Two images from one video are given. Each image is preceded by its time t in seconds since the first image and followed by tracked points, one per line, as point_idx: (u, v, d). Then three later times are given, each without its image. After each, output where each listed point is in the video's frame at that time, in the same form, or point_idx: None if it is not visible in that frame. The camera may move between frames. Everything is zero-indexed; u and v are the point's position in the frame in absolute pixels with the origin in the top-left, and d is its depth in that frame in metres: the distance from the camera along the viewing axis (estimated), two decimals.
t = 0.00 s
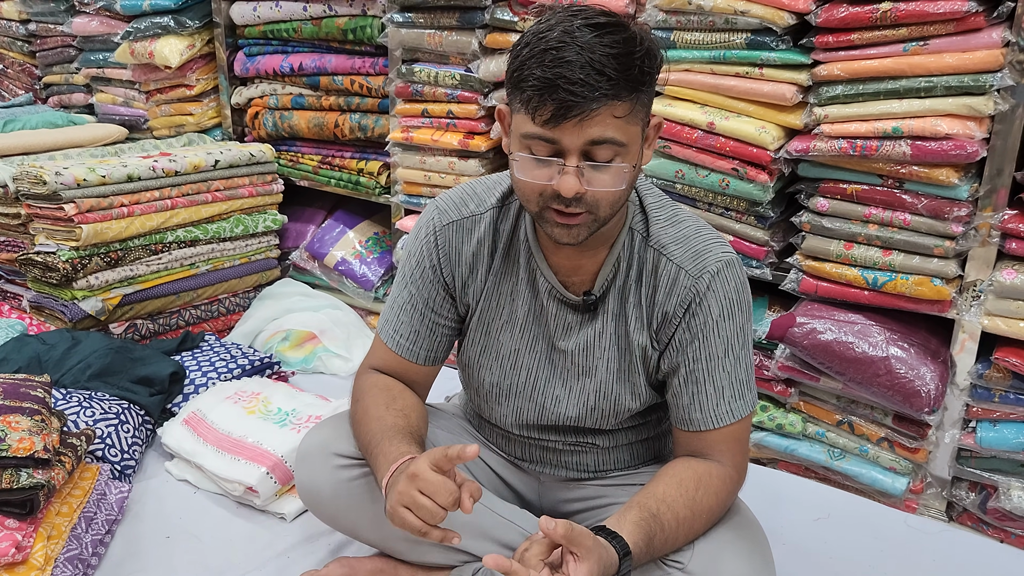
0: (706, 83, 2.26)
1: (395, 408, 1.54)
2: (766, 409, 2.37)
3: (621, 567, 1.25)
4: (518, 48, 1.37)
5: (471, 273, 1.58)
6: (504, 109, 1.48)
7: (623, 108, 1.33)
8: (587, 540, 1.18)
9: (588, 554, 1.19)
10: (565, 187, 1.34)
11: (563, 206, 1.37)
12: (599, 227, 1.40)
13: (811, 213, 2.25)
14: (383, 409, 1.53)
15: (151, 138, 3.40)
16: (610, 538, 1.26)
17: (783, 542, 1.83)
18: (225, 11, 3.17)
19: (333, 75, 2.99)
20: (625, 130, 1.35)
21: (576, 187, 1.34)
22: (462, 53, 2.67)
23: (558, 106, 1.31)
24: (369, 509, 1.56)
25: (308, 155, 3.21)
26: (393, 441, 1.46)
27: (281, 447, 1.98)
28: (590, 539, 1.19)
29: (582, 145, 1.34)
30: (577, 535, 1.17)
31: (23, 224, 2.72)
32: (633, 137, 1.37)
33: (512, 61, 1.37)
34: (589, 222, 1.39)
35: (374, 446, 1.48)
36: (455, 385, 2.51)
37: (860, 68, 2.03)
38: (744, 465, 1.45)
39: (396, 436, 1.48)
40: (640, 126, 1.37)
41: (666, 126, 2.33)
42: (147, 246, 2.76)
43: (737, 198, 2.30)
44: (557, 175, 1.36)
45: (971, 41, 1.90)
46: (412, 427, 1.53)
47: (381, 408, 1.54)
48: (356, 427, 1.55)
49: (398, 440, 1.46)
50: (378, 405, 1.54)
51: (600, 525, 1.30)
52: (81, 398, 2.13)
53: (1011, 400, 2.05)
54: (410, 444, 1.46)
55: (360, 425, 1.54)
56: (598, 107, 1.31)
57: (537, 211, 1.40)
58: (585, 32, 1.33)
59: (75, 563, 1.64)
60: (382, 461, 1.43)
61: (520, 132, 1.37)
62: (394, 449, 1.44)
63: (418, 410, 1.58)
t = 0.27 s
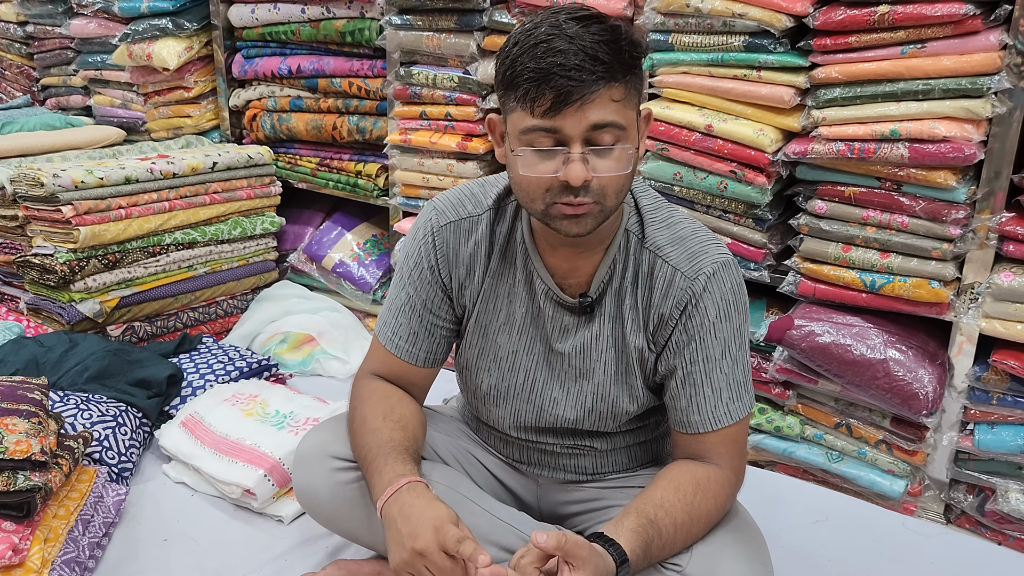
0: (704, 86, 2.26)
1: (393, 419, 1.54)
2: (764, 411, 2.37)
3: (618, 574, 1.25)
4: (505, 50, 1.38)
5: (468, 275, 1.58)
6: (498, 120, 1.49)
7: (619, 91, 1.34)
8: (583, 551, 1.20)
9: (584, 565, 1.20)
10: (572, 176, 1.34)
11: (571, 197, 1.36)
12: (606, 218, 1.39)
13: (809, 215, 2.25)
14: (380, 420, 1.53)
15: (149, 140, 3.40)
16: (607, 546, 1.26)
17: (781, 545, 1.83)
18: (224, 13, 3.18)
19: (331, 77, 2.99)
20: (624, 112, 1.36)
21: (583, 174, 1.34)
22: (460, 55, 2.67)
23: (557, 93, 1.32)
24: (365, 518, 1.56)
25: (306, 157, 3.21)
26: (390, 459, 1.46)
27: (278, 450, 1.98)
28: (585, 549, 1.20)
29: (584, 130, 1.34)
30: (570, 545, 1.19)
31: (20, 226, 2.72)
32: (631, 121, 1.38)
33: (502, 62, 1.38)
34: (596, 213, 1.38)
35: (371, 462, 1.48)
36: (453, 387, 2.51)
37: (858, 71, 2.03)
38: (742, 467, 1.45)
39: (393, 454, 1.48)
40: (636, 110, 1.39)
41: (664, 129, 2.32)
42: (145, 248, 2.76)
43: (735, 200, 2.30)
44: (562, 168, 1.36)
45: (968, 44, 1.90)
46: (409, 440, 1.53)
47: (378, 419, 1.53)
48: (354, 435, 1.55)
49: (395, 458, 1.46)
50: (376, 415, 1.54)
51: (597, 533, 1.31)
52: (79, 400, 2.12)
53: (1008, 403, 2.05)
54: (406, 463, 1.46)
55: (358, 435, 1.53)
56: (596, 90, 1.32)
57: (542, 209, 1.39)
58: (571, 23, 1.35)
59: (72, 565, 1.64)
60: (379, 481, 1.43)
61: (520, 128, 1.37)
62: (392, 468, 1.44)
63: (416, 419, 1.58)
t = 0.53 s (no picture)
0: (702, 87, 2.26)
1: (388, 419, 1.54)
2: (762, 413, 2.37)
3: None
4: (492, 56, 1.40)
5: (463, 277, 1.58)
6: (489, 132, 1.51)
7: (614, 72, 1.38)
8: (581, 553, 1.20)
9: (581, 567, 1.20)
10: (590, 161, 1.34)
11: (590, 182, 1.35)
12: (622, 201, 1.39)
13: (806, 217, 2.25)
14: (376, 421, 1.53)
15: (147, 141, 3.40)
16: (603, 548, 1.26)
17: (779, 547, 1.83)
18: (221, 14, 3.17)
19: (329, 78, 2.99)
20: (623, 92, 1.39)
21: (601, 157, 1.34)
22: (458, 57, 2.67)
23: (562, 80, 1.33)
24: (363, 520, 1.56)
25: (304, 158, 3.21)
26: (386, 459, 1.46)
27: (276, 451, 1.97)
28: (582, 552, 1.20)
29: (591, 113, 1.35)
30: (567, 548, 1.19)
31: (17, 228, 2.71)
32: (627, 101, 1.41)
33: (493, 67, 1.39)
34: (614, 197, 1.37)
35: (367, 462, 1.48)
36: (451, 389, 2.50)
37: (855, 73, 2.03)
38: (738, 468, 1.45)
39: (388, 454, 1.47)
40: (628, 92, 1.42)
41: (662, 130, 2.34)
42: (142, 250, 2.75)
43: (733, 202, 2.30)
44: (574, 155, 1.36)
45: (966, 46, 1.90)
46: (405, 440, 1.52)
47: (374, 419, 1.53)
48: (350, 437, 1.55)
49: (391, 458, 1.46)
50: (372, 415, 1.54)
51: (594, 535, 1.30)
52: (76, 401, 2.12)
53: (1006, 405, 2.05)
54: (402, 463, 1.46)
55: (354, 436, 1.53)
56: (597, 72, 1.35)
57: (559, 204, 1.38)
58: (553, 19, 1.38)
59: (69, 567, 1.63)
60: (375, 482, 1.43)
61: (528, 124, 1.38)
62: (387, 469, 1.44)
63: (412, 419, 1.58)
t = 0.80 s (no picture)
0: (699, 92, 2.27)
1: (386, 423, 1.53)
2: (759, 417, 2.37)
3: None
4: (491, 61, 1.40)
5: (460, 281, 1.58)
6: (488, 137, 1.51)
7: (613, 77, 1.38)
8: (579, 558, 1.21)
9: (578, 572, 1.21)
10: (590, 166, 1.34)
11: (589, 189, 1.36)
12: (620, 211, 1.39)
13: (803, 222, 2.25)
14: (373, 424, 1.53)
15: (144, 145, 3.40)
16: (600, 552, 1.26)
17: (776, 551, 1.83)
18: (219, 18, 3.18)
19: (327, 82, 3.00)
20: (622, 98, 1.39)
21: (600, 163, 1.34)
22: (456, 61, 2.67)
23: (561, 85, 1.34)
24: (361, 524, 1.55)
25: (302, 162, 3.21)
26: (383, 463, 1.46)
27: (273, 455, 1.97)
28: (579, 556, 1.21)
29: (591, 118, 1.35)
30: (565, 552, 1.19)
31: (14, 231, 2.71)
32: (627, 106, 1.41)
33: (494, 72, 1.39)
34: (612, 205, 1.38)
35: (363, 466, 1.48)
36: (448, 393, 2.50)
37: (852, 78, 2.04)
38: (736, 473, 1.45)
39: (385, 458, 1.47)
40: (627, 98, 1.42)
41: (659, 135, 2.35)
42: (139, 253, 2.75)
43: (730, 207, 2.31)
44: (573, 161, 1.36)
45: (962, 51, 1.91)
46: (402, 444, 1.52)
47: (371, 423, 1.53)
48: (348, 440, 1.55)
49: (388, 462, 1.46)
50: (369, 419, 1.53)
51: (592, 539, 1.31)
52: (72, 405, 2.11)
53: (1002, 409, 2.05)
54: (399, 467, 1.46)
55: (352, 440, 1.53)
56: (596, 78, 1.35)
57: (559, 210, 1.38)
58: (553, 24, 1.38)
59: (65, 572, 1.63)
60: (373, 485, 1.43)
61: (528, 128, 1.38)
62: (385, 473, 1.44)
63: (410, 423, 1.58)
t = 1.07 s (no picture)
0: (694, 97, 2.28)
1: (372, 419, 1.53)
2: (753, 421, 2.37)
3: None
4: (486, 62, 1.41)
5: (457, 286, 1.58)
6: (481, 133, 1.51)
7: (602, 96, 1.36)
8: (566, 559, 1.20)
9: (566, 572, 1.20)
10: (556, 183, 1.35)
11: (556, 204, 1.37)
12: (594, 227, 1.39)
13: (798, 226, 2.26)
14: (359, 420, 1.53)
15: (139, 148, 3.39)
16: (590, 551, 1.26)
17: (771, 555, 1.83)
18: (215, 21, 3.18)
19: (322, 86, 3.00)
20: (607, 118, 1.37)
21: (567, 181, 1.34)
22: (451, 65, 2.67)
23: (538, 100, 1.33)
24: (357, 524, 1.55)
25: (297, 165, 3.21)
26: (366, 454, 1.46)
27: (267, 459, 1.97)
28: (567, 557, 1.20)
29: (566, 137, 1.35)
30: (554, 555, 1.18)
31: (8, 234, 2.70)
32: (615, 127, 1.39)
33: (484, 74, 1.40)
34: (584, 221, 1.38)
35: (348, 460, 1.48)
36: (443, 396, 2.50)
37: (846, 83, 2.05)
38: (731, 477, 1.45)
39: (368, 449, 1.47)
40: (619, 117, 1.40)
41: (653, 139, 2.34)
42: (133, 256, 2.75)
43: (724, 211, 2.31)
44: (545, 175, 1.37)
45: (955, 57, 1.92)
46: (389, 437, 1.52)
47: (357, 419, 1.53)
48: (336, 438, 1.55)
49: (371, 453, 1.46)
50: (356, 416, 1.53)
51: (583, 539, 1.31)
52: (65, 408, 2.10)
53: (995, 413, 2.06)
54: (382, 455, 1.46)
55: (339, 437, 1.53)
56: (578, 96, 1.33)
57: (529, 219, 1.39)
58: (551, 34, 1.37)
59: None
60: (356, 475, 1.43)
61: (505, 137, 1.38)
62: (367, 462, 1.44)
63: (398, 419, 1.57)
